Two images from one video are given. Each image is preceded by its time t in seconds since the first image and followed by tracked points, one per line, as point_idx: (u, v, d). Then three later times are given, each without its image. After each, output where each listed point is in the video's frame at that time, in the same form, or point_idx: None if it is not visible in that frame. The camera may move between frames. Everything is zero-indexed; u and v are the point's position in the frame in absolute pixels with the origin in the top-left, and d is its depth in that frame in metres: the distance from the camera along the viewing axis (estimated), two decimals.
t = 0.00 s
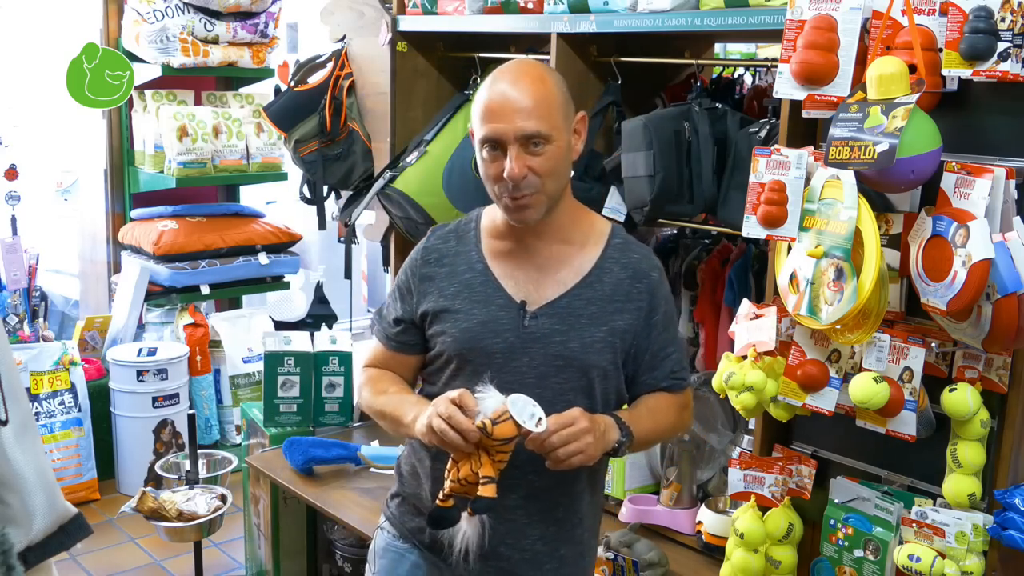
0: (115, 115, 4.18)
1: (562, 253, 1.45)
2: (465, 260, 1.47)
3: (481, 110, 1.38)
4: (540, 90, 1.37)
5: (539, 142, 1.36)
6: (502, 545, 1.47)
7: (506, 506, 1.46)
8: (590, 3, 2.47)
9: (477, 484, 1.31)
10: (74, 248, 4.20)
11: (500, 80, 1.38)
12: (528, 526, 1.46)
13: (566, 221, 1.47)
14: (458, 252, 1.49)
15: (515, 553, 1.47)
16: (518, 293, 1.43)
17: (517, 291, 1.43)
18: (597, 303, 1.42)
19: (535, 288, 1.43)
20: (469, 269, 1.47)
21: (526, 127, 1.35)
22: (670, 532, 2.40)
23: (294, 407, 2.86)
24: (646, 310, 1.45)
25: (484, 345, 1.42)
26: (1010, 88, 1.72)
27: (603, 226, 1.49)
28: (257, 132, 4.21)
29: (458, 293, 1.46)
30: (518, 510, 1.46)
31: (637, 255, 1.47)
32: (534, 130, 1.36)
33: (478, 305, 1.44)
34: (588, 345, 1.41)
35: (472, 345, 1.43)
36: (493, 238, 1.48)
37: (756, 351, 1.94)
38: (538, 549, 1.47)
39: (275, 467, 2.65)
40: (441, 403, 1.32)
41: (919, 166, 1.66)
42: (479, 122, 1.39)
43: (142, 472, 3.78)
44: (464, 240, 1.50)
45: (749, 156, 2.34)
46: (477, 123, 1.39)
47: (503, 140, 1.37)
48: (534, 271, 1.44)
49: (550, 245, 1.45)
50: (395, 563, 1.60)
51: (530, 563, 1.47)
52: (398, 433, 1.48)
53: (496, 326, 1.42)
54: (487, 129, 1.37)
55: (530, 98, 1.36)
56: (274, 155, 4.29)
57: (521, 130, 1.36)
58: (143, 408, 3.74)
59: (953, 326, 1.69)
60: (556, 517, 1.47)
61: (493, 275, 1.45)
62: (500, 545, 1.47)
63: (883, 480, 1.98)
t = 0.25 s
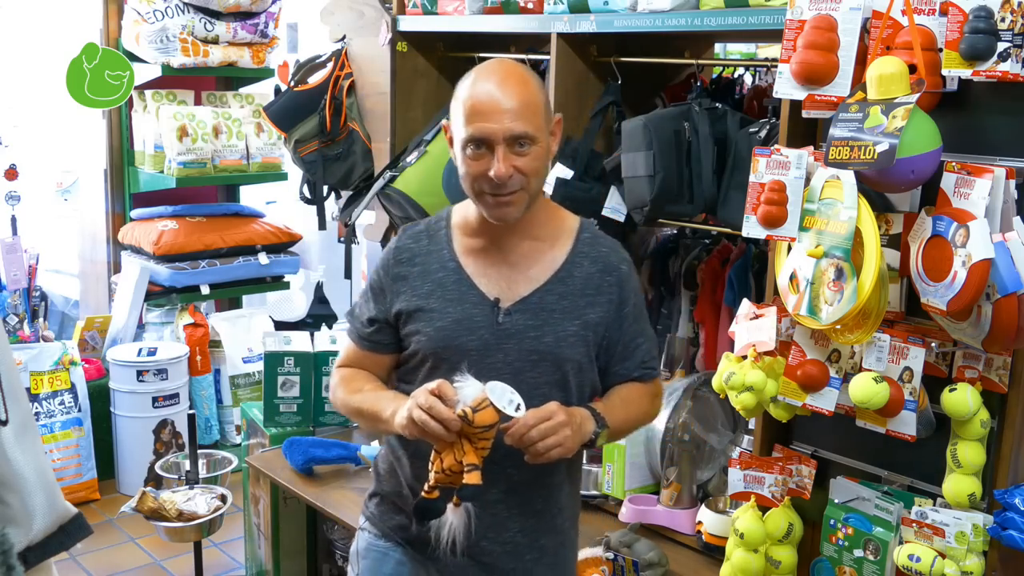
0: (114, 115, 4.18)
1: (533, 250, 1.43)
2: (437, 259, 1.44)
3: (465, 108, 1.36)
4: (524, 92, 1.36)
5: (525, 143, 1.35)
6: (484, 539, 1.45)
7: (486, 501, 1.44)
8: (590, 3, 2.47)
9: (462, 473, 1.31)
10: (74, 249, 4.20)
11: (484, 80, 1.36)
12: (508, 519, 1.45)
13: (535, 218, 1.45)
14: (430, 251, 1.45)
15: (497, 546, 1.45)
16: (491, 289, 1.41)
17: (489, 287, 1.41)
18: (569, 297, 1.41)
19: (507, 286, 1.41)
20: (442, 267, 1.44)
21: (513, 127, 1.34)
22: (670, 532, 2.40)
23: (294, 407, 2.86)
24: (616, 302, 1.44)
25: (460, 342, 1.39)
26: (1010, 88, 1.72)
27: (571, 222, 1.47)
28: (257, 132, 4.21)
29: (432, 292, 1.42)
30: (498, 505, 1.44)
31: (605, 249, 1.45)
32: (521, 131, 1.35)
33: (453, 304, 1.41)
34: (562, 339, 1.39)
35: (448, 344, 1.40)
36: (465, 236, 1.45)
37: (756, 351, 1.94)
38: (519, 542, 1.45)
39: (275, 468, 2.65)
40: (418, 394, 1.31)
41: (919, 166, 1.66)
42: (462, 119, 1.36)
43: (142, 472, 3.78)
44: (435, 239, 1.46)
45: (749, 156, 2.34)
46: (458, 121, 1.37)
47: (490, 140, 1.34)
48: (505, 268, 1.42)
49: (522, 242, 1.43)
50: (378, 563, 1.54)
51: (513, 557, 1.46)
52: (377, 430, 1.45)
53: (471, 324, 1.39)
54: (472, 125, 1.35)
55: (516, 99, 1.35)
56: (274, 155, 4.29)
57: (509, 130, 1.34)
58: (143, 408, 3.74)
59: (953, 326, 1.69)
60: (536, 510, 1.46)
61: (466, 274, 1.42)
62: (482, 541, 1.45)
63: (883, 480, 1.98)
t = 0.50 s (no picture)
0: (114, 115, 4.19)
1: (473, 246, 1.41)
2: (380, 259, 1.39)
3: (437, 104, 1.33)
4: (492, 93, 1.36)
5: (500, 141, 1.35)
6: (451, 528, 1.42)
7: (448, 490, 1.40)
8: (591, 3, 2.47)
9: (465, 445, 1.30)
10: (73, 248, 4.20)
11: (453, 81, 1.35)
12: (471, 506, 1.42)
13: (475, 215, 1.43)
14: (372, 253, 1.40)
15: (461, 533, 1.42)
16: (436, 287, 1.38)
17: (433, 283, 1.38)
18: (511, 289, 1.41)
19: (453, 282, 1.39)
20: (385, 268, 1.39)
21: (490, 124, 1.33)
22: (670, 532, 2.41)
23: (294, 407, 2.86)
24: (551, 292, 1.45)
25: (413, 340, 1.36)
26: (1010, 88, 1.72)
27: (503, 218, 1.46)
28: (257, 132, 4.21)
29: (379, 292, 1.38)
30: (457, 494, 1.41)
31: (538, 242, 1.46)
32: (496, 129, 1.34)
33: (401, 303, 1.37)
34: (507, 330, 1.39)
35: (402, 343, 1.37)
36: (407, 234, 1.41)
37: (757, 351, 1.95)
38: (482, 527, 1.43)
39: (276, 467, 2.65)
40: (400, 376, 1.29)
41: (919, 166, 1.66)
42: (433, 115, 1.33)
43: (142, 472, 3.78)
44: (374, 240, 1.40)
45: (749, 156, 2.34)
46: (426, 119, 1.34)
47: (468, 135, 1.32)
48: (451, 265, 1.40)
49: (463, 239, 1.41)
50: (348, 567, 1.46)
51: (477, 545, 1.43)
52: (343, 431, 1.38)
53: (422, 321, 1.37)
54: (451, 121, 1.32)
55: (489, 99, 1.35)
56: (274, 155, 4.29)
57: (489, 126, 1.33)
58: (143, 408, 3.74)
59: (953, 326, 1.69)
60: (495, 494, 1.44)
61: (410, 273, 1.38)
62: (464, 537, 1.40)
63: (883, 480, 1.98)
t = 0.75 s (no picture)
0: (114, 115, 4.18)
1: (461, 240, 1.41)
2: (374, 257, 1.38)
3: (413, 97, 1.36)
4: (462, 80, 1.39)
5: (473, 124, 1.37)
6: (458, 533, 1.38)
7: (453, 493, 1.37)
8: (590, 3, 2.47)
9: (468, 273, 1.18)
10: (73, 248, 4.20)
11: (421, 74, 1.38)
12: (476, 510, 1.39)
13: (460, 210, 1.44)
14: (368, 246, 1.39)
15: (467, 538, 1.38)
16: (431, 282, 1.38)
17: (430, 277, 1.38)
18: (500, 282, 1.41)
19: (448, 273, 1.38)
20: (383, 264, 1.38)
21: (460, 108, 1.35)
22: (670, 532, 2.40)
23: (294, 407, 2.86)
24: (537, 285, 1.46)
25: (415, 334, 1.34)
26: (1010, 88, 1.72)
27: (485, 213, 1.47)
28: (257, 132, 4.21)
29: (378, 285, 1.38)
30: (463, 497, 1.38)
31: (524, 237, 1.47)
32: (467, 112, 1.36)
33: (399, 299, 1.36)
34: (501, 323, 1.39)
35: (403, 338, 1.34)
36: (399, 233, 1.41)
37: (756, 351, 1.95)
38: (488, 531, 1.40)
39: (276, 467, 2.65)
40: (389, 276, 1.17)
41: (919, 166, 1.66)
42: (410, 108, 1.36)
43: (142, 472, 3.78)
44: (366, 236, 1.40)
45: (749, 157, 2.34)
46: (401, 113, 1.37)
47: (442, 121, 1.34)
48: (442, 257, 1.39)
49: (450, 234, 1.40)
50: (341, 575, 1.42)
51: (482, 551, 1.39)
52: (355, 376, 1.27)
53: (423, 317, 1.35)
54: (424, 111, 1.34)
55: (457, 84, 1.37)
56: (274, 155, 4.29)
57: (459, 111, 1.35)
58: (143, 408, 3.74)
59: (953, 326, 1.69)
60: (499, 496, 1.41)
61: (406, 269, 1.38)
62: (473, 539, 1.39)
63: (883, 480, 1.98)
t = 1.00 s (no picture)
0: (115, 115, 4.18)
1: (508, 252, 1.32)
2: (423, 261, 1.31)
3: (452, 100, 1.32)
4: (505, 83, 1.35)
5: (515, 128, 1.33)
6: (498, 553, 1.31)
7: (495, 510, 1.30)
8: (590, 3, 2.47)
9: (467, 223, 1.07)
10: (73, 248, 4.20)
11: (463, 75, 1.34)
12: (517, 528, 1.32)
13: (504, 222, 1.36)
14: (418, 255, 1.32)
15: (507, 557, 1.31)
16: (478, 293, 1.29)
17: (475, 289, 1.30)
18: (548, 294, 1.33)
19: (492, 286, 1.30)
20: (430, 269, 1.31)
21: (501, 111, 1.32)
22: (670, 532, 2.40)
23: (294, 407, 2.86)
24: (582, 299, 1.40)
25: (462, 347, 1.27)
26: (1010, 88, 1.72)
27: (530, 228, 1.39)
28: (257, 132, 4.21)
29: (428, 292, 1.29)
30: (504, 515, 1.31)
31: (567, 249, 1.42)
32: (509, 115, 1.32)
33: (448, 307, 1.28)
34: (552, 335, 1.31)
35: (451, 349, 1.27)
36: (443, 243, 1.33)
37: (756, 351, 1.95)
38: (528, 550, 1.33)
39: (275, 467, 2.65)
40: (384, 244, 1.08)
41: (919, 166, 1.66)
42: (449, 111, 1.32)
43: (142, 472, 3.78)
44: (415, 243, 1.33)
45: (749, 157, 2.35)
46: (441, 115, 1.33)
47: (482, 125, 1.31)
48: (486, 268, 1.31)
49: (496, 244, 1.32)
50: None
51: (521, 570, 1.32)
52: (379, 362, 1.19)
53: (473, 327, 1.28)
54: (463, 115, 1.31)
55: (500, 86, 1.33)
56: (274, 155, 4.29)
57: (500, 117, 1.31)
58: (143, 408, 3.74)
59: (953, 326, 1.69)
60: (539, 514, 1.34)
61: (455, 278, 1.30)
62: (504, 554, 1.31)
63: (883, 480, 1.98)
